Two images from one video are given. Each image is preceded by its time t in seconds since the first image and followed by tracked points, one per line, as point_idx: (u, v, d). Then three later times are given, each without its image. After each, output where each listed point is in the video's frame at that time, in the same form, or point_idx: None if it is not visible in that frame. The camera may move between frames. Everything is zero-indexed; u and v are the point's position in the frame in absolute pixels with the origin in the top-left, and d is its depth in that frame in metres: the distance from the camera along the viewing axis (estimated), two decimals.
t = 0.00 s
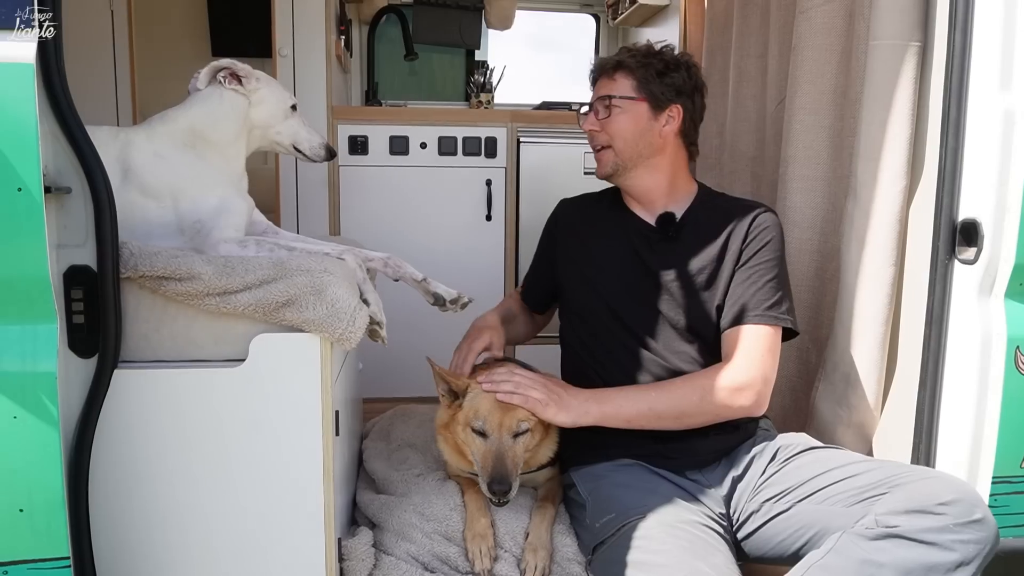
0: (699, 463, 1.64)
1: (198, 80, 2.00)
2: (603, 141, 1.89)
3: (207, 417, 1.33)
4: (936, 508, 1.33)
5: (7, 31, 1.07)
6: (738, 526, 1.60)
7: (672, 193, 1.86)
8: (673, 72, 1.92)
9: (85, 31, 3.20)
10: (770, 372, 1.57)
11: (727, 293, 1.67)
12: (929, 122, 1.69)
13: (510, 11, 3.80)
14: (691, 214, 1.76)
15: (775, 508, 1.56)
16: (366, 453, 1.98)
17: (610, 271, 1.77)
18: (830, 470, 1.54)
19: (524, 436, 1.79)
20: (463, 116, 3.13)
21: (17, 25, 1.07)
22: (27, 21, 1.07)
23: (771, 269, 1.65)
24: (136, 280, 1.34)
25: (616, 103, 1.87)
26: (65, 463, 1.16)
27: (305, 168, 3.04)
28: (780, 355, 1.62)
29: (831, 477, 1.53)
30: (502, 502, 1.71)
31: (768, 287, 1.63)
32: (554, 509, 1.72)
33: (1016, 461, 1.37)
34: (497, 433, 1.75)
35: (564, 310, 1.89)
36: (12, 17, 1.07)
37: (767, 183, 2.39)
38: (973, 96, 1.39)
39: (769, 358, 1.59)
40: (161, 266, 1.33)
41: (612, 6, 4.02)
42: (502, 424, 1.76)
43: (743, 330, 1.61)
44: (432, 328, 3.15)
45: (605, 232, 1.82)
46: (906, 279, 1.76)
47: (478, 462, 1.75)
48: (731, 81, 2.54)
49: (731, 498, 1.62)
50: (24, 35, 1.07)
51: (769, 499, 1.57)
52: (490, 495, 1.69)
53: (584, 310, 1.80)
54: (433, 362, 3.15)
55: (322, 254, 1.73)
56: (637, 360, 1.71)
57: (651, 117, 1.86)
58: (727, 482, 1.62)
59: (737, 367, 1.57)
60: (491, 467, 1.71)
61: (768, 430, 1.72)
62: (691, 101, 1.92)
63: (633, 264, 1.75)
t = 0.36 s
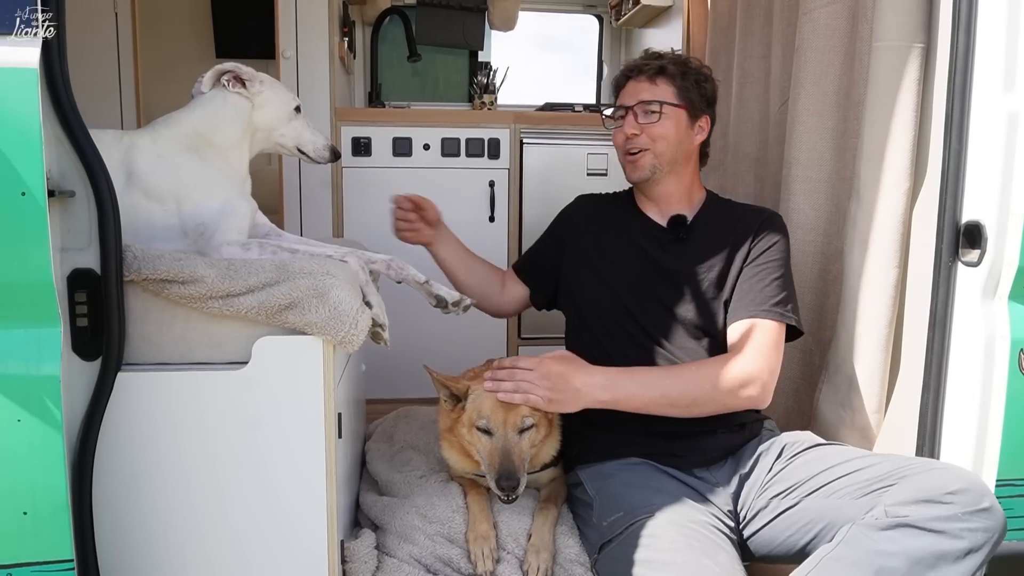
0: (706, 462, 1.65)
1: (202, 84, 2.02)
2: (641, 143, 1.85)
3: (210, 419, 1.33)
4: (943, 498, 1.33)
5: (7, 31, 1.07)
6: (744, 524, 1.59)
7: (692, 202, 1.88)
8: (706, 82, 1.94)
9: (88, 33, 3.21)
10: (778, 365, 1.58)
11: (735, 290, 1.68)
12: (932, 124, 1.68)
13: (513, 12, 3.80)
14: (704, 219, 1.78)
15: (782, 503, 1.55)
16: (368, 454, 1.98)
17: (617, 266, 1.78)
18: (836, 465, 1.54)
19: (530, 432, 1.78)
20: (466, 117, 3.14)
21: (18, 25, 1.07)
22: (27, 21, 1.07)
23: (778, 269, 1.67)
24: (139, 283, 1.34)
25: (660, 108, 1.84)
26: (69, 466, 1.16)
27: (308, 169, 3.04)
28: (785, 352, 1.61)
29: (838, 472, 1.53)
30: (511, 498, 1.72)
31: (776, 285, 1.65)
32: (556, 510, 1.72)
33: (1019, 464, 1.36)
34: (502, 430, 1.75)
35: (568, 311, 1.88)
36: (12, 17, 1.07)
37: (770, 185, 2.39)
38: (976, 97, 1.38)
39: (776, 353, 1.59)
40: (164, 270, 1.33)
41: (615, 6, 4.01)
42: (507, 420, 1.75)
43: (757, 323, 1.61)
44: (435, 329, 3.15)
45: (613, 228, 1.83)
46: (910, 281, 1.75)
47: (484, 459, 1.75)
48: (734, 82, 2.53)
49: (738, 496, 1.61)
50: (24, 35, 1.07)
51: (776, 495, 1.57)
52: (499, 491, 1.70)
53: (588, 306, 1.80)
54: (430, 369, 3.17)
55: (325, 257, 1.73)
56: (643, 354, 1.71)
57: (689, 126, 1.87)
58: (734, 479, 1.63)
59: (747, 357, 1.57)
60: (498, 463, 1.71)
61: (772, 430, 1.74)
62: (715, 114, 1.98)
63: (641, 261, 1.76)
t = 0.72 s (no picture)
0: (713, 465, 1.65)
1: (211, 84, 2.01)
2: (659, 147, 1.81)
3: (218, 419, 1.33)
4: (943, 460, 1.38)
5: (7, 30, 1.06)
6: (752, 513, 1.60)
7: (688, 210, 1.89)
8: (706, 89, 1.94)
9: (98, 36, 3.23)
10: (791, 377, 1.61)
11: (740, 298, 1.69)
12: (944, 124, 1.67)
13: (522, 12, 3.79)
14: (700, 223, 1.77)
15: (788, 487, 1.58)
16: (376, 455, 1.98)
17: (617, 275, 1.75)
18: (838, 442, 1.58)
19: (542, 434, 1.78)
20: (474, 117, 3.13)
21: (18, 25, 1.06)
22: (27, 22, 1.06)
23: (782, 275, 1.69)
24: (148, 284, 1.35)
25: (681, 113, 1.81)
26: (77, 466, 1.17)
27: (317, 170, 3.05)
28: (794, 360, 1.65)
29: (840, 448, 1.57)
30: (525, 499, 1.69)
31: (781, 294, 1.67)
32: (564, 513, 1.71)
33: None
34: (516, 431, 1.75)
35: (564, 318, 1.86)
36: (12, 17, 1.06)
37: (779, 186, 2.38)
38: (989, 97, 1.37)
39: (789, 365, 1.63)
40: (172, 270, 1.33)
41: (623, 6, 4.00)
42: (521, 421, 1.75)
43: (771, 340, 1.63)
44: (442, 329, 3.15)
45: (609, 237, 1.81)
46: (921, 283, 1.74)
47: (499, 461, 1.74)
48: (743, 81, 2.52)
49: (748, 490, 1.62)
50: (24, 35, 1.07)
51: (782, 479, 1.59)
52: (514, 491, 1.68)
53: (586, 311, 1.79)
54: (439, 374, 3.16)
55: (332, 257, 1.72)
56: (652, 365, 1.70)
57: (700, 134, 1.85)
58: (744, 476, 1.62)
59: (767, 379, 1.58)
60: (514, 464, 1.71)
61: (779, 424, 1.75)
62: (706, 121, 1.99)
63: (642, 270, 1.74)
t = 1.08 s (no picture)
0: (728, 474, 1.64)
1: (222, 82, 2.01)
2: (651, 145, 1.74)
3: (234, 420, 1.34)
4: (959, 465, 1.35)
5: (7, 31, 1.06)
6: (766, 520, 1.59)
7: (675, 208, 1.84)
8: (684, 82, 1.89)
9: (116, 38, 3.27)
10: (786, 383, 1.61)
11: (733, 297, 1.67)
12: (964, 123, 1.65)
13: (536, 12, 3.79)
14: (690, 220, 1.73)
15: (802, 494, 1.56)
16: (391, 455, 1.98)
17: (610, 283, 1.72)
18: (852, 447, 1.56)
19: (555, 440, 1.75)
20: (489, 118, 3.13)
21: (18, 25, 1.06)
22: (26, 22, 1.07)
23: (777, 273, 1.67)
24: (165, 284, 1.36)
25: (671, 110, 1.75)
26: (96, 465, 1.18)
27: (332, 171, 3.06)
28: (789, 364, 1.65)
29: (853, 454, 1.55)
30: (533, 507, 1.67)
31: (776, 294, 1.65)
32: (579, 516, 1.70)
33: None
34: (527, 439, 1.72)
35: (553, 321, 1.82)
36: (12, 16, 1.06)
37: (796, 186, 2.36)
38: (1011, 96, 1.35)
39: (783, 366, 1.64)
40: (189, 272, 1.34)
41: (638, 6, 3.99)
42: (532, 429, 1.72)
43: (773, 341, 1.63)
44: (457, 330, 3.15)
45: (599, 243, 1.76)
46: (941, 284, 1.72)
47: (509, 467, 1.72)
48: (760, 81, 2.50)
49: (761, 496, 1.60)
50: (25, 35, 1.07)
51: (795, 485, 1.58)
52: (522, 500, 1.66)
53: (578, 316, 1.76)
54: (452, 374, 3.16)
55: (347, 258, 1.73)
56: (652, 371, 1.68)
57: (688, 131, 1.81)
58: (757, 482, 1.61)
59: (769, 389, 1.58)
60: (523, 472, 1.68)
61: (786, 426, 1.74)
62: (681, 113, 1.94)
63: (635, 275, 1.71)
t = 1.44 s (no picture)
0: (730, 481, 1.67)
1: (230, 79, 2.01)
2: (632, 150, 1.74)
3: (249, 420, 1.35)
4: (910, 478, 1.36)
5: (8, 31, 1.07)
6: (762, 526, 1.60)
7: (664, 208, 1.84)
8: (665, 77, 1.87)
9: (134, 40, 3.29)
10: (778, 389, 1.60)
11: (718, 302, 1.67)
12: (984, 123, 1.63)
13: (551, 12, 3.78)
14: (675, 222, 1.73)
15: (780, 503, 1.56)
16: (404, 455, 1.99)
17: (597, 290, 1.75)
18: (818, 455, 1.55)
19: (561, 444, 1.77)
20: (503, 119, 3.13)
21: (18, 25, 1.08)
22: (28, 22, 1.08)
23: (763, 275, 1.65)
24: (181, 285, 1.37)
25: (650, 113, 1.74)
26: (112, 464, 1.19)
27: (347, 172, 3.08)
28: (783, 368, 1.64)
29: (821, 462, 1.54)
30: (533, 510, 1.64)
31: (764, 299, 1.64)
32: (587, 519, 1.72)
33: None
34: (534, 442, 1.74)
35: (544, 325, 1.86)
36: (13, 17, 1.07)
37: (812, 187, 2.34)
38: None
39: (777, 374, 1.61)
40: (204, 272, 1.35)
41: (653, 6, 3.97)
42: (539, 432, 1.74)
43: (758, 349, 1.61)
44: (471, 331, 3.16)
45: (586, 249, 1.78)
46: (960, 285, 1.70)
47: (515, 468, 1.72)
48: (776, 81, 2.48)
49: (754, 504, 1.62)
50: (24, 35, 1.08)
51: (774, 494, 1.58)
52: (525, 503, 1.62)
53: (567, 322, 1.79)
54: (462, 373, 3.16)
55: (361, 259, 1.73)
56: (643, 376, 1.71)
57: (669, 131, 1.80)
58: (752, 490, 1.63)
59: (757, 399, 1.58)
60: (527, 474, 1.67)
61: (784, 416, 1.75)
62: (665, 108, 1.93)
63: (619, 281, 1.72)
